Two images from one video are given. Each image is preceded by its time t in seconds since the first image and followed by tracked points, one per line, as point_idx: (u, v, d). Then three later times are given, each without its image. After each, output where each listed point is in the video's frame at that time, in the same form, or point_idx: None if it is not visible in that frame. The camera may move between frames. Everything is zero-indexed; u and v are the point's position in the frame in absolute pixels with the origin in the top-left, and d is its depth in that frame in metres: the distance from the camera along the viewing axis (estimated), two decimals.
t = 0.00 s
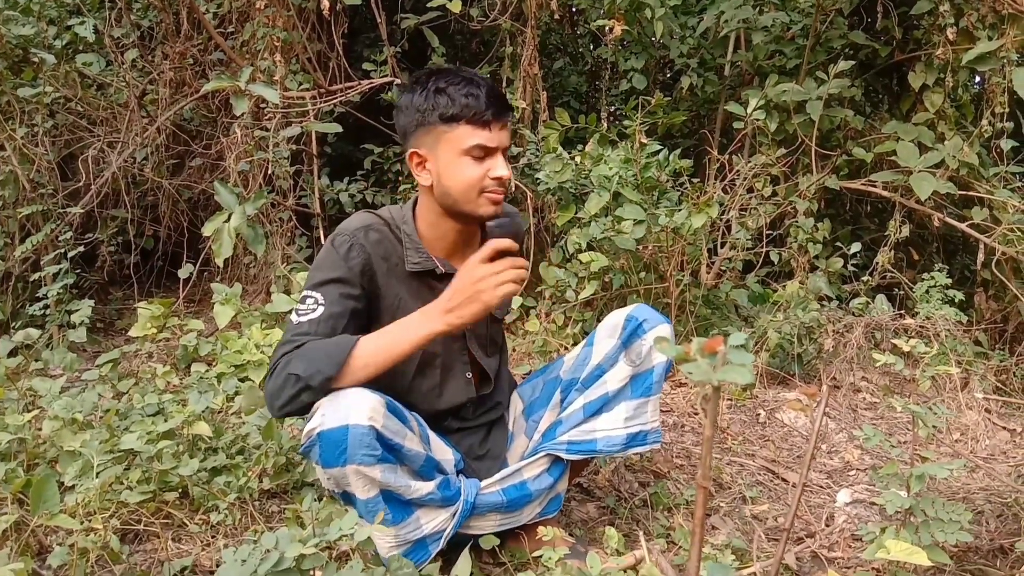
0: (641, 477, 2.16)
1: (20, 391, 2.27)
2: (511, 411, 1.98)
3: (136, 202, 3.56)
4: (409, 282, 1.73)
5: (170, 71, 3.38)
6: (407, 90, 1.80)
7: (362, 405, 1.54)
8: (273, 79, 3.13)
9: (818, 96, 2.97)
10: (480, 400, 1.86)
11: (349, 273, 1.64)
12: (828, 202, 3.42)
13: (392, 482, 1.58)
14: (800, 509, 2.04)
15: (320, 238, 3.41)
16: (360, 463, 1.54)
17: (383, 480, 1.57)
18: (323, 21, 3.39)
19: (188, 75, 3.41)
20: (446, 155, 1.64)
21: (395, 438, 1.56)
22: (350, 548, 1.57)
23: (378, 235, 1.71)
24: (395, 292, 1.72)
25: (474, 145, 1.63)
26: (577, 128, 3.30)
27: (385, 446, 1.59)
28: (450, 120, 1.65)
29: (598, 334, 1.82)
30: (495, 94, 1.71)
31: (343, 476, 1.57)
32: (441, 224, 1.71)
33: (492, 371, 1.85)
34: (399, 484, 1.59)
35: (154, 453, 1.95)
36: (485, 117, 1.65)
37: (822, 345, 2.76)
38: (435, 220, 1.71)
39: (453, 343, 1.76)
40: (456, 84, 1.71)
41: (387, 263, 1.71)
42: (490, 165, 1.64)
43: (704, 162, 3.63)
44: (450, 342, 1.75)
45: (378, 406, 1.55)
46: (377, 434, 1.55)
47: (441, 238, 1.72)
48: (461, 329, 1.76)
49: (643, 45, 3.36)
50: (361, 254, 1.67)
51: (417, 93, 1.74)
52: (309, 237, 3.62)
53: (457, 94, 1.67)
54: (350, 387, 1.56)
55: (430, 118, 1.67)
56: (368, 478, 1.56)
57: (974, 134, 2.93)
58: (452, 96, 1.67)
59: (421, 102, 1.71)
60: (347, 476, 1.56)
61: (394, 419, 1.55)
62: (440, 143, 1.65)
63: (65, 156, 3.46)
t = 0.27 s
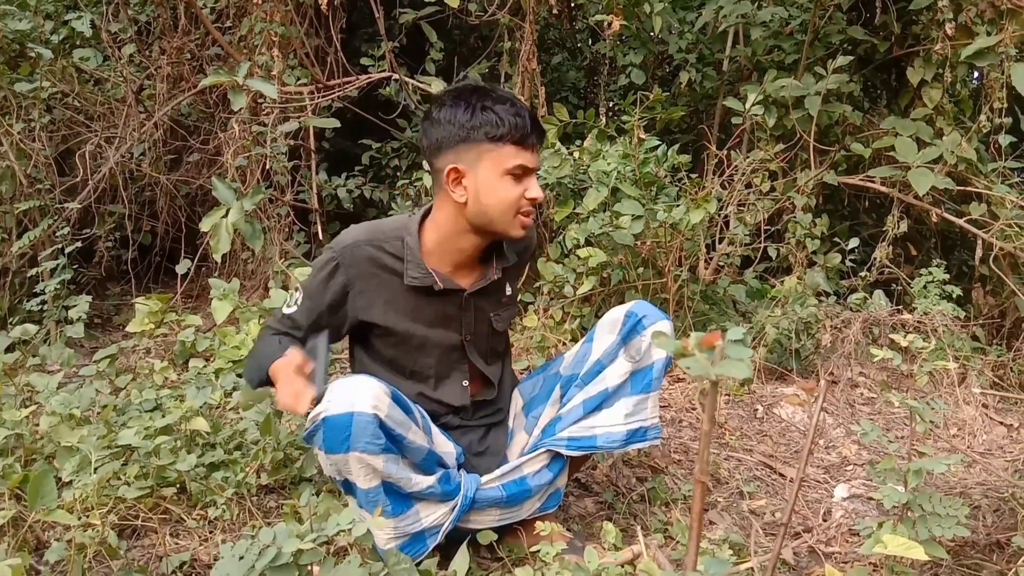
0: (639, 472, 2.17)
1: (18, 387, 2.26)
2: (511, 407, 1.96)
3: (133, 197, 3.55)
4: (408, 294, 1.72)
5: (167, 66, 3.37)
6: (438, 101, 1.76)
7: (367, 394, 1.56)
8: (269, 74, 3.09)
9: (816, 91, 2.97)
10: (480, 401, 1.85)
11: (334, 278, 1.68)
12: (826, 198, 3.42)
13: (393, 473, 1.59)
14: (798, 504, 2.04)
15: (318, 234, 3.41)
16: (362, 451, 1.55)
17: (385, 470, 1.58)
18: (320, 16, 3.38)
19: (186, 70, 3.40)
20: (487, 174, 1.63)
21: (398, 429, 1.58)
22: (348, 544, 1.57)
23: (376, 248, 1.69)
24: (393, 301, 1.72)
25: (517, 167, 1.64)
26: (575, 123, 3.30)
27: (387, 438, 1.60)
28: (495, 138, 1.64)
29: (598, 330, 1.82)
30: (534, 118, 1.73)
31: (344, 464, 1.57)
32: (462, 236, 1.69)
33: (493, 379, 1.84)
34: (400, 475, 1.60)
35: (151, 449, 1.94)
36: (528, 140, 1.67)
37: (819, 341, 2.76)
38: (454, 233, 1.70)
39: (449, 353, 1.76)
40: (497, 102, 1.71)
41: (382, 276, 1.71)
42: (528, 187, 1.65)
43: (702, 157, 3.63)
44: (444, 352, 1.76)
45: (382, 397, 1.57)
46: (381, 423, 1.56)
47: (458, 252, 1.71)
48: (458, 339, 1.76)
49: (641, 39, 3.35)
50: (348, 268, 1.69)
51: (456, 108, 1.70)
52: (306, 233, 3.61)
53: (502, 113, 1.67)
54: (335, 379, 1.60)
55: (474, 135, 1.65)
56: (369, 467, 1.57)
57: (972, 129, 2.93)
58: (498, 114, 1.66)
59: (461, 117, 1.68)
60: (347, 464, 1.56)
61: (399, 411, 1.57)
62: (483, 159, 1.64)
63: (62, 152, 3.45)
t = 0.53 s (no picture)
0: (634, 466, 2.17)
1: (11, 381, 2.26)
2: (511, 403, 1.96)
3: (127, 191, 3.53)
4: (400, 286, 1.72)
5: (161, 59, 3.35)
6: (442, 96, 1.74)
7: (360, 384, 1.55)
8: (263, 68, 3.08)
9: (812, 85, 2.97)
10: (476, 397, 1.85)
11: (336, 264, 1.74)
12: (822, 192, 3.42)
13: (387, 463, 1.59)
14: (793, 498, 2.04)
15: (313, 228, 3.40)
16: (355, 441, 1.54)
17: (377, 461, 1.57)
18: (315, 9, 3.37)
19: (180, 63, 3.38)
20: (473, 175, 1.61)
21: (391, 420, 1.57)
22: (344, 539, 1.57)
23: (372, 235, 1.71)
24: (387, 294, 1.74)
25: (503, 171, 1.60)
26: (571, 118, 3.29)
27: (381, 429, 1.60)
28: (484, 141, 1.60)
29: (599, 329, 1.83)
30: (535, 120, 1.67)
31: (337, 454, 1.57)
32: (451, 235, 1.68)
33: (489, 378, 1.84)
34: (393, 466, 1.59)
35: (146, 443, 1.94)
36: (521, 144, 1.61)
37: (814, 335, 2.77)
38: (444, 231, 1.68)
39: (441, 347, 1.77)
40: (495, 102, 1.67)
41: (375, 266, 1.73)
42: (515, 192, 1.61)
43: (698, 152, 3.63)
44: (436, 347, 1.77)
45: (375, 386, 1.57)
46: (374, 414, 1.56)
47: (446, 250, 1.70)
48: (451, 335, 1.76)
49: (637, 33, 3.34)
50: (345, 254, 1.73)
51: (454, 105, 1.68)
52: (301, 227, 3.60)
53: (496, 115, 1.63)
54: (330, 369, 1.60)
55: (464, 134, 1.62)
56: (362, 458, 1.57)
57: (967, 124, 2.93)
58: (491, 115, 1.62)
59: (456, 115, 1.66)
60: (340, 454, 1.56)
61: (391, 402, 1.57)
62: (471, 161, 1.61)
63: (55, 145, 3.44)
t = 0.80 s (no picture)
0: (630, 463, 2.17)
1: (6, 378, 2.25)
2: (508, 400, 1.96)
3: (122, 187, 3.52)
4: (399, 284, 1.72)
5: (156, 55, 3.34)
6: (452, 95, 1.70)
7: (357, 380, 1.55)
8: (260, 63, 3.06)
9: (808, 83, 2.97)
10: (473, 393, 1.85)
11: (334, 259, 1.74)
12: (817, 190, 3.42)
13: (384, 459, 1.59)
14: (789, 495, 2.05)
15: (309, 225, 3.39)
16: (353, 437, 1.54)
17: (375, 456, 1.57)
18: (310, 6, 3.36)
19: (175, 59, 3.38)
20: (463, 185, 1.58)
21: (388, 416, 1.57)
22: (340, 535, 1.57)
23: (372, 234, 1.71)
24: (385, 293, 1.74)
25: (491, 187, 1.55)
26: (567, 114, 3.29)
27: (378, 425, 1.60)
28: (473, 153, 1.56)
29: (598, 326, 1.83)
30: (535, 139, 1.60)
31: (334, 450, 1.56)
32: (443, 237, 1.67)
33: (487, 377, 1.83)
34: (390, 461, 1.59)
35: (141, 440, 1.93)
36: (513, 163, 1.54)
37: (810, 332, 2.77)
38: (437, 232, 1.67)
39: (438, 346, 1.77)
40: (495, 115, 1.61)
41: (374, 264, 1.72)
42: (502, 208, 1.56)
43: (694, 149, 3.63)
44: (433, 345, 1.77)
45: (372, 382, 1.57)
46: (372, 409, 1.56)
47: (439, 252, 1.69)
48: (448, 333, 1.76)
49: (634, 30, 3.34)
50: (344, 251, 1.73)
51: (456, 109, 1.65)
52: (297, 223, 3.59)
53: (492, 128, 1.58)
54: (325, 366, 1.60)
55: (457, 143, 1.59)
56: (360, 454, 1.56)
57: (963, 122, 2.94)
58: (484, 128, 1.58)
59: (455, 120, 1.63)
60: (338, 450, 1.56)
61: (389, 397, 1.57)
62: (462, 171, 1.58)
63: (50, 142, 3.43)
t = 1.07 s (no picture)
0: (629, 468, 2.17)
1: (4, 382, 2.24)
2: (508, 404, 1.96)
3: (121, 192, 3.52)
4: (395, 283, 1.73)
5: (155, 60, 3.35)
6: (455, 104, 1.65)
7: (359, 395, 1.54)
8: (258, 68, 3.07)
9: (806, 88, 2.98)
10: (470, 394, 1.85)
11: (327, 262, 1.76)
12: (815, 194, 3.43)
13: (388, 471, 1.59)
14: (788, 499, 2.05)
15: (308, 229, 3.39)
16: (356, 451, 1.54)
17: (379, 469, 1.57)
18: (309, 11, 3.37)
19: (174, 64, 3.38)
20: (463, 199, 1.56)
21: (391, 428, 1.57)
22: (340, 540, 1.56)
23: (365, 236, 1.71)
24: (379, 292, 1.74)
25: (491, 205, 1.55)
26: (566, 120, 3.30)
27: (381, 437, 1.59)
28: (475, 170, 1.54)
29: (603, 332, 1.83)
30: (539, 157, 1.58)
31: (338, 464, 1.56)
32: (438, 241, 1.66)
33: (483, 374, 1.83)
34: (394, 473, 1.59)
35: (139, 445, 1.93)
36: (516, 184, 1.53)
37: (808, 337, 2.78)
38: (431, 235, 1.67)
39: (434, 344, 1.77)
40: (500, 132, 1.57)
41: (368, 265, 1.73)
42: (500, 224, 1.56)
43: (692, 154, 3.64)
44: (430, 343, 1.77)
45: (375, 396, 1.56)
46: (375, 423, 1.55)
47: (434, 255, 1.69)
48: (444, 331, 1.76)
49: (632, 36, 3.35)
50: (337, 254, 1.74)
51: (459, 120, 1.61)
52: (296, 228, 3.59)
53: (495, 146, 1.55)
54: (326, 380, 1.59)
55: (459, 157, 1.56)
56: (363, 467, 1.56)
57: (960, 127, 2.94)
58: (489, 145, 1.54)
59: (457, 130, 1.59)
60: (341, 464, 1.56)
61: (392, 411, 1.56)
62: (463, 186, 1.56)
63: (49, 147, 3.43)
